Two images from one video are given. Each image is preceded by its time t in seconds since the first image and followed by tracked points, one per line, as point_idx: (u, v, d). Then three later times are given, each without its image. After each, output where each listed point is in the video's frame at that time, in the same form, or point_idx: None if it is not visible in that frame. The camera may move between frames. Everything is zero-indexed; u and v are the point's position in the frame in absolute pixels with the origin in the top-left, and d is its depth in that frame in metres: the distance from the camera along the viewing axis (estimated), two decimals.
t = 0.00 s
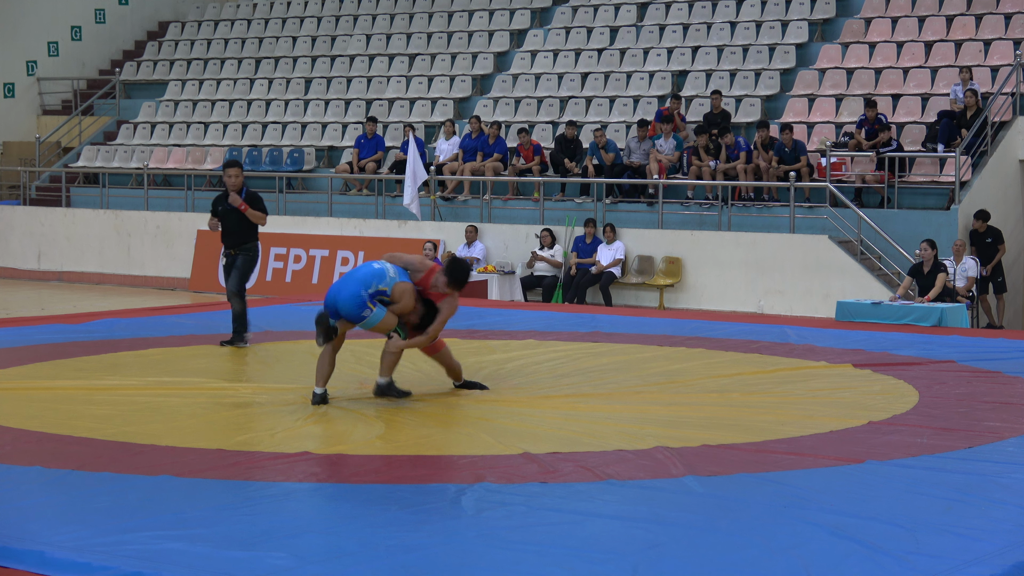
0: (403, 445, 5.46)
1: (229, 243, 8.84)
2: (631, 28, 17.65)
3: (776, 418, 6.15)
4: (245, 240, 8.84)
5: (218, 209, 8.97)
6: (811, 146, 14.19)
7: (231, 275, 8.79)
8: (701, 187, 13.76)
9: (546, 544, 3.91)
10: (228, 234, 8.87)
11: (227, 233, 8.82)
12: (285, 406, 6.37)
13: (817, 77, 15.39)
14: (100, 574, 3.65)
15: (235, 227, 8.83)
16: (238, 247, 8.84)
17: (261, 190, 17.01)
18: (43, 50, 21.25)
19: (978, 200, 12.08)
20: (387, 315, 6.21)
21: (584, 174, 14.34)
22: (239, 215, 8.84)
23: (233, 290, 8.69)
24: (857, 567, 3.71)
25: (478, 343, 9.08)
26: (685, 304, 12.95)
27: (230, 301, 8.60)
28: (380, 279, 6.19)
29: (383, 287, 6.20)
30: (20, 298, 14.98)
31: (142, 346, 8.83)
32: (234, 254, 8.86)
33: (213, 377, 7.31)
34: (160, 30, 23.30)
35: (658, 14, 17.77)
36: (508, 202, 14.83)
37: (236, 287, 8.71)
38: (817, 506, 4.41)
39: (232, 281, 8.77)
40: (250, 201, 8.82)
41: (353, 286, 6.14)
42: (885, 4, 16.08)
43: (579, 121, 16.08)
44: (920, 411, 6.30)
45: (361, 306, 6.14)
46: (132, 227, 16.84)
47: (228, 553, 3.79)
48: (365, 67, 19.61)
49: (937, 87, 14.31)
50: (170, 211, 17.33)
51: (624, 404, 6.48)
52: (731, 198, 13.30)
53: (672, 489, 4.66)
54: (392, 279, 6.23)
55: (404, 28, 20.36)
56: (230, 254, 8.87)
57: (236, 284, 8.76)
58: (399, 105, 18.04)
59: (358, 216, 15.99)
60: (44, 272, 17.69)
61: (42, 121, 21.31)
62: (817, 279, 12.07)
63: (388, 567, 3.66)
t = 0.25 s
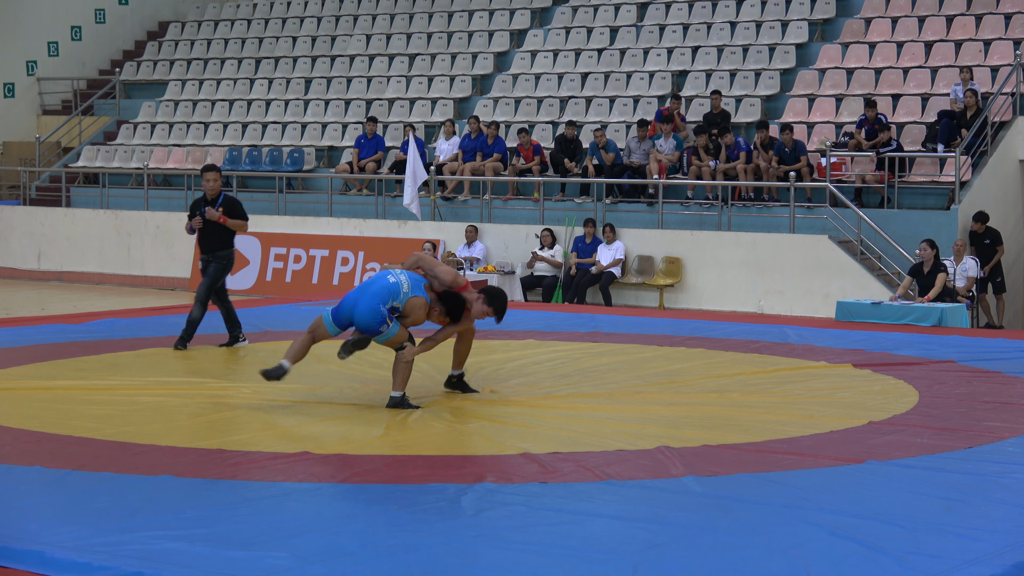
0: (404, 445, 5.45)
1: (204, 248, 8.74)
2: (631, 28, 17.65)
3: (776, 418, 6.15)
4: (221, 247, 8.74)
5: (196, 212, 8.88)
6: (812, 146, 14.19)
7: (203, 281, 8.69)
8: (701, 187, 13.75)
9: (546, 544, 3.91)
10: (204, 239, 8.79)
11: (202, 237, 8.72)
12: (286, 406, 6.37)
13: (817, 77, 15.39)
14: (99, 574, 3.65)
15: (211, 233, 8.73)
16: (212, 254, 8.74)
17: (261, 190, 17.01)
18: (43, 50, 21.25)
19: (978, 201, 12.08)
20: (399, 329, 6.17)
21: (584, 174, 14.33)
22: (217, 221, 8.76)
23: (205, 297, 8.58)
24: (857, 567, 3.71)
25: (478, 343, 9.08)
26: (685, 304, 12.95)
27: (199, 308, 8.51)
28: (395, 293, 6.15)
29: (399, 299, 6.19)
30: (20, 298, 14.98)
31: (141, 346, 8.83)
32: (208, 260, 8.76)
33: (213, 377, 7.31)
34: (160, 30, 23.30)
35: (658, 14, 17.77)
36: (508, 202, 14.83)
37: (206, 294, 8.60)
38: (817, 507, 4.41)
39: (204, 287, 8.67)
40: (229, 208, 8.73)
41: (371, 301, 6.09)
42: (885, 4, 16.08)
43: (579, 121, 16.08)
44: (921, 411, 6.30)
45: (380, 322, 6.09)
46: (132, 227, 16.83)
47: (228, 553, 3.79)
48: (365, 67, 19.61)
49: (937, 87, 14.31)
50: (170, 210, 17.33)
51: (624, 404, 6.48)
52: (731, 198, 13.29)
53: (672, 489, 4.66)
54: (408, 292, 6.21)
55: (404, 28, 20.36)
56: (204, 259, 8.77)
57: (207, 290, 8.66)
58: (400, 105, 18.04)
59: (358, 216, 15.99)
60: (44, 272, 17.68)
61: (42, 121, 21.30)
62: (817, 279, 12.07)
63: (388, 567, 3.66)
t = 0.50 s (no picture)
0: (403, 445, 5.45)
1: (186, 248, 8.63)
2: (631, 28, 17.65)
3: (776, 418, 6.15)
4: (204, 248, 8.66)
5: (176, 209, 8.77)
6: (811, 146, 14.20)
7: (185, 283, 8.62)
8: (701, 187, 13.75)
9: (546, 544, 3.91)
10: (184, 238, 8.66)
11: (184, 238, 8.61)
12: (285, 406, 6.37)
13: (817, 77, 15.39)
14: (99, 574, 3.64)
15: (193, 233, 8.64)
16: (196, 255, 8.65)
17: (261, 190, 17.02)
18: (43, 50, 21.24)
19: (978, 201, 12.08)
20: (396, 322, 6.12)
21: (584, 174, 14.33)
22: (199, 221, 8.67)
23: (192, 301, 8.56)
24: (857, 567, 3.71)
25: (478, 343, 9.07)
26: (685, 303, 12.95)
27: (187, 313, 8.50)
28: (385, 274, 6.10)
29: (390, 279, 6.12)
30: (21, 298, 14.98)
31: (141, 346, 8.83)
32: (190, 260, 8.68)
33: (213, 377, 7.31)
34: (160, 30, 23.30)
35: (658, 14, 17.77)
36: (508, 202, 14.83)
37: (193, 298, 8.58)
38: (817, 507, 4.41)
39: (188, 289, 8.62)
40: (212, 209, 8.67)
41: (360, 288, 6.04)
42: (885, 4, 16.08)
43: (579, 121, 16.08)
44: (921, 411, 6.30)
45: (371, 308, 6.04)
46: (132, 227, 16.83)
47: (227, 553, 3.79)
48: (365, 67, 19.61)
49: (937, 87, 14.32)
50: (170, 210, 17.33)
51: (624, 405, 6.48)
52: (731, 198, 13.30)
53: (672, 489, 4.66)
54: (397, 271, 6.14)
55: (404, 28, 20.37)
56: (185, 259, 8.67)
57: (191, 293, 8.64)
58: (400, 105, 18.05)
59: (358, 216, 15.99)
60: (44, 272, 17.69)
61: (42, 121, 21.31)
62: (817, 279, 12.07)
63: (387, 567, 3.66)
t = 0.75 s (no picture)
0: (403, 445, 5.45)
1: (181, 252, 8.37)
2: (631, 28, 17.65)
3: (777, 417, 6.15)
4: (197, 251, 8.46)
5: (161, 211, 8.38)
6: (811, 146, 14.20)
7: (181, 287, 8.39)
8: (701, 187, 13.75)
9: (546, 544, 3.91)
10: (175, 240, 8.37)
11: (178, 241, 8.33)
12: (285, 406, 6.37)
13: (817, 77, 15.39)
14: (99, 574, 3.64)
15: (184, 236, 8.38)
16: (190, 259, 8.43)
17: (261, 190, 17.02)
18: (43, 50, 21.25)
19: (978, 200, 12.07)
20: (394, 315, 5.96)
21: (584, 174, 14.33)
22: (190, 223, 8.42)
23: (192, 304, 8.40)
24: (856, 567, 3.71)
25: (478, 343, 9.07)
26: (685, 303, 12.95)
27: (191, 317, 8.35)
28: (377, 272, 6.09)
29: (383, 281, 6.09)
30: (21, 298, 14.98)
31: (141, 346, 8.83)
32: (183, 263, 8.43)
33: (213, 377, 7.31)
34: (160, 30, 23.29)
35: (658, 14, 17.77)
36: (508, 202, 14.82)
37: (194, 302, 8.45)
38: (817, 507, 4.41)
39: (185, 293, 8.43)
40: (205, 212, 8.47)
41: (350, 284, 6.05)
42: (885, 4, 16.07)
43: (579, 121, 16.08)
44: (920, 411, 6.30)
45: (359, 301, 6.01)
46: (132, 227, 16.83)
47: (227, 553, 3.79)
48: (365, 67, 19.61)
49: (937, 87, 14.32)
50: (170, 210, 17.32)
51: (624, 405, 6.48)
52: (731, 198, 13.29)
53: (673, 489, 4.66)
54: (389, 271, 6.12)
55: (404, 28, 20.36)
56: (179, 262, 8.39)
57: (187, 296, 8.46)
58: (400, 105, 18.05)
59: (358, 216, 15.98)
60: (44, 272, 17.69)
61: (42, 121, 21.30)
62: (816, 280, 12.07)
63: (387, 567, 3.66)
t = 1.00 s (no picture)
0: (403, 445, 5.45)
1: (172, 258, 8.24)
2: (631, 28, 17.65)
3: (777, 418, 6.15)
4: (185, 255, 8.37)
5: (146, 217, 8.24)
6: (811, 146, 14.20)
7: (172, 292, 8.29)
8: (701, 187, 13.74)
9: (547, 544, 3.91)
10: (164, 246, 8.22)
11: (169, 247, 8.20)
12: (286, 406, 6.37)
13: (817, 77, 15.39)
14: (99, 574, 3.64)
15: (172, 241, 8.24)
16: (179, 263, 8.32)
17: (261, 190, 17.02)
18: (43, 50, 21.25)
19: (979, 200, 12.08)
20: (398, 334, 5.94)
21: (584, 174, 14.33)
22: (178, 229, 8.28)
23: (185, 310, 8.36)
24: (857, 567, 3.71)
25: (478, 343, 9.07)
26: (685, 303, 12.95)
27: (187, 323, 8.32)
28: (391, 296, 6.01)
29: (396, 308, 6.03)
30: (21, 298, 14.98)
31: (142, 346, 8.83)
32: (172, 268, 8.31)
33: (213, 377, 7.31)
34: (160, 30, 23.30)
35: (658, 14, 17.76)
36: (508, 202, 14.82)
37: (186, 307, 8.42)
38: (818, 507, 4.40)
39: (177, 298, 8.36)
40: (192, 216, 8.36)
41: (365, 301, 5.93)
42: (885, 4, 16.07)
43: (579, 121, 16.08)
44: (920, 411, 6.30)
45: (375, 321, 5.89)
46: (132, 228, 16.83)
47: (227, 553, 3.79)
48: (365, 67, 19.61)
49: (937, 87, 14.32)
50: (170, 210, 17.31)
51: (625, 405, 6.47)
52: (731, 198, 13.30)
53: (673, 489, 4.66)
54: (401, 298, 6.06)
55: (404, 28, 20.36)
56: (169, 268, 8.28)
57: (178, 301, 8.38)
58: (400, 105, 18.05)
59: (358, 216, 15.98)
60: (44, 272, 17.69)
61: (42, 121, 21.30)
62: (817, 279, 12.07)
63: (388, 567, 3.65)
